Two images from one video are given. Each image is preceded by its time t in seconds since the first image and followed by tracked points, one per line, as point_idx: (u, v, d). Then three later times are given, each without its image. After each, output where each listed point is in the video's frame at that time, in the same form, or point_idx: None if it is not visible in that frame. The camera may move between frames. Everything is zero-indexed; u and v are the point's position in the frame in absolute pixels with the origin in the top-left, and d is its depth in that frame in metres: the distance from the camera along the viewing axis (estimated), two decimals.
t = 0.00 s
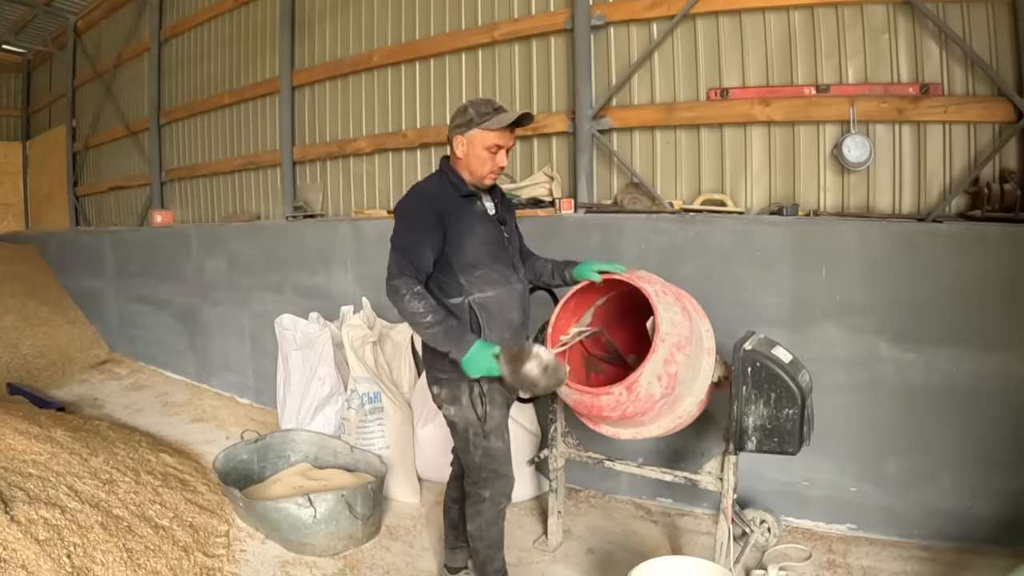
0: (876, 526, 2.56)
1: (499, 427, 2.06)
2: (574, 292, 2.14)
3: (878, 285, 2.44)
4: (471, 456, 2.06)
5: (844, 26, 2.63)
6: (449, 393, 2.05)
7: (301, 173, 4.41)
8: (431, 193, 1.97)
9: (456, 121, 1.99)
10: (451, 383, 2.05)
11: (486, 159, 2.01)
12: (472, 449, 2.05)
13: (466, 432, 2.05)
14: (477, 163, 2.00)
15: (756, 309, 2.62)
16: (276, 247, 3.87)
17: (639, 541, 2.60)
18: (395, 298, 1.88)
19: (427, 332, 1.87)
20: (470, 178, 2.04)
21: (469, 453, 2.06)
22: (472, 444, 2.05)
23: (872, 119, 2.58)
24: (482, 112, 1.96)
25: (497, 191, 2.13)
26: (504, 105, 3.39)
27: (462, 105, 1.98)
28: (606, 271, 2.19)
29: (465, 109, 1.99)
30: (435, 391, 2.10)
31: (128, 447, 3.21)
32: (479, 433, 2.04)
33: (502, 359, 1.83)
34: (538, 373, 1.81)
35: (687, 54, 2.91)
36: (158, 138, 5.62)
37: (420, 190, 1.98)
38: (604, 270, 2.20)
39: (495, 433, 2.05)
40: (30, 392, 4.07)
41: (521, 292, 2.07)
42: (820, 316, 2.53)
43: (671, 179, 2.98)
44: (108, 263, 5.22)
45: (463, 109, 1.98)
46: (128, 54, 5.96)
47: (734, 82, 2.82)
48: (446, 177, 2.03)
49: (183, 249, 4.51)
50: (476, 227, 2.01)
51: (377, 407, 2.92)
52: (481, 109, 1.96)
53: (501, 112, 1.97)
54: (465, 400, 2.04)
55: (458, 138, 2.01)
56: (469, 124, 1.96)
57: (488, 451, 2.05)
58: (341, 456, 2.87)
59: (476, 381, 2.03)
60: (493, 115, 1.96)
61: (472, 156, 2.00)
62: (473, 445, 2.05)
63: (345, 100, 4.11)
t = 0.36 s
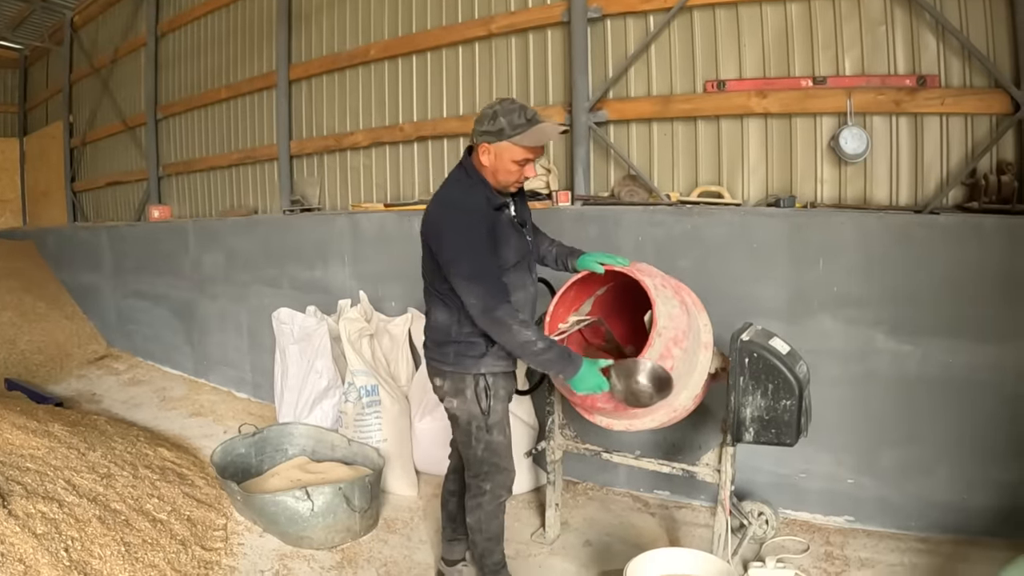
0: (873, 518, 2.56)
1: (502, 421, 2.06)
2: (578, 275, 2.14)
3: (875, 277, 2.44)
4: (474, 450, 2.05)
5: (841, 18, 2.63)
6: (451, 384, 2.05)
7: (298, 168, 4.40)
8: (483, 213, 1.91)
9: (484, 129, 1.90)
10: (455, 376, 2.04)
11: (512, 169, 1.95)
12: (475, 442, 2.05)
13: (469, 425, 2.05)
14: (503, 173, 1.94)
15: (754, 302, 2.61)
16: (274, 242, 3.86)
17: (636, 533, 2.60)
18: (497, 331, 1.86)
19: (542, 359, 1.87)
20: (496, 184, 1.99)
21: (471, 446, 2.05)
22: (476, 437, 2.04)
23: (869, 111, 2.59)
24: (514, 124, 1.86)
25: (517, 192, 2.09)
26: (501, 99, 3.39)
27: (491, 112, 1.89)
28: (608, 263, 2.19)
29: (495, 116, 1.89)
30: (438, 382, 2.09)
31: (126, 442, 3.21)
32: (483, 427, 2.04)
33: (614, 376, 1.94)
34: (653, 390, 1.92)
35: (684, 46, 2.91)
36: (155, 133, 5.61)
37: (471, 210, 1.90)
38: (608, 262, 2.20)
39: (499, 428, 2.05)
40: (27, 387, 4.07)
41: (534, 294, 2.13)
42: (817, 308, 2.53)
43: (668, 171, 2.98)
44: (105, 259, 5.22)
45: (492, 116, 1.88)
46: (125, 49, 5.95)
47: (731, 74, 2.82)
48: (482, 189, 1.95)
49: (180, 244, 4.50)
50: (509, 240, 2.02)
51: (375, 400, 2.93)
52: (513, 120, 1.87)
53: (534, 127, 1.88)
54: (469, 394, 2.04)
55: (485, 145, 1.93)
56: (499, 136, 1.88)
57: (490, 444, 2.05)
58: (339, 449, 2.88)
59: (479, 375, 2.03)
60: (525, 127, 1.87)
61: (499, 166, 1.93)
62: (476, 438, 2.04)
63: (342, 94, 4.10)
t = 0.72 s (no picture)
0: (879, 515, 2.55)
1: (511, 417, 2.07)
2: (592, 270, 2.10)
3: (882, 274, 2.43)
4: (483, 446, 2.05)
5: (849, 14, 2.62)
6: (458, 380, 2.04)
7: (302, 164, 4.40)
8: (518, 218, 1.87)
9: (520, 139, 1.85)
10: (467, 372, 2.03)
11: (544, 181, 1.91)
12: (484, 439, 2.04)
13: (478, 420, 2.04)
14: (535, 183, 1.91)
15: (761, 298, 2.61)
16: (278, 238, 3.86)
17: (642, 530, 2.59)
18: (519, 341, 1.86)
19: (555, 368, 1.91)
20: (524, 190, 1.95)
21: (481, 443, 2.05)
22: (485, 433, 2.04)
23: (877, 107, 2.58)
24: (552, 138, 1.82)
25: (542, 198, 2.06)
26: (507, 95, 3.38)
27: (529, 123, 1.84)
28: (628, 259, 2.12)
29: (533, 128, 1.84)
30: (445, 378, 2.07)
31: (130, 438, 3.20)
32: (493, 423, 2.04)
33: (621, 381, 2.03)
34: (658, 393, 2.01)
35: (691, 43, 2.90)
36: (159, 129, 5.61)
37: (508, 214, 1.86)
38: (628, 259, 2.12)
39: (508, 424, 2.06)
40: (31, 384, 4.07)
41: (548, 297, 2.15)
42: (824, 304, 2.52)
43: (674, 167, 2.97)
44: (108, 255, 5.21)
45: (530, 128, 1.83)
46: (128, 46, 5.94)
47: (738, 70, 2.81)
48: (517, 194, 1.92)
49: (184, 241, 4.50)
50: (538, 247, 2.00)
51: (381, 397, 2.92)
52: (551, 133, 1.82)
53: (572, 143, 1.83)
54: (481, 390, 2.03)
55: (518, 154, 1.88)
56: (535, 149, 1.83)
57: (499, 441, 2.05)
58: (344, 446, 2.87)
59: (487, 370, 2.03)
60: (564, 142, 1.83)
61: (531, 177, 1.89)
62: (485, 435, 2.04)
63: (347, 90, 4.10)
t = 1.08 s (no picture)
0: (883, 508, 2.54)
1: (503, 411, 2.06)
2: (610, 257, 2.09)
3: (884, 265, 2.42)
4: (475, 441, 2.04)
5: (848, 4, 2.60)
6: (455, 375, 2.04)
7: (302, 161, 4.40)
8: (501, 214, 1.87)
9: (505, 133, 1.84)
10: (456, 367, 2.03)
11: (533, 175, 1.90)
12: (475, 433, 2.04)
13: (468, 416, 2.04)
14: (523, 177, 1.90)
15: (761, 291, 2.60)
16: (278, 236, 3.85)
17: (644, 525, 2.58)
18: (488, 331, 1.88)
19: (525, 355, 1.91)
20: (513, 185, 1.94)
21: (472, 437, 2.04)
22: (476, 428, 2.04)
23: (877, 98, 2.56)
24: (537, 131, 1.81)
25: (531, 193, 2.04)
26: (506, 89, 3.37)
27: (514, 117, 1.83)
28: (652, 264, 2.05)
29: (518, 122, 1.83)
30: (437, 372, 2.07)
31: (132, 437, 3.20)
32: (484, 418, 2.04)
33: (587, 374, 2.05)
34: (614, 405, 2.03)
35: (690, 35, 2.89)
36: (159, 128, 5.61)
37: (491, 209, 1.85)
38: (653, 263, 2.05)
39: (499, 418, 2.05)
40: (33, 384, 4.07)
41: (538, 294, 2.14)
42: (825, 296, 2.51)
43: (674, 160, 2.96)
44: (109, 254, 5.22)
45: (515, 121, 1.83)
46: (127, 45, 5.94)
47: (737, 62, 2.80)
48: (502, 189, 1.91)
49: (184, 239, 4.50)
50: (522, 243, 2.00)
51: (381, 393, 2.92)
52: (536, 127, 1.81)
53: (557, 136, 1.82)
54: (470, 384, 2.03)
55: (505, 149, 1.88)
56: (521, 143, 1.83)
57: (490, 435, 2.04)
58: (345, 443, 2.86)
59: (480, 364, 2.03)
60: (549, 135, 1.82)
61: (519, 171, 1.89)
62: (477, 430, 2.04)
63: (346, 87, 4.09)
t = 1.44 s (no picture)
0: (883, 509, 2.54)
1: (499, 414, 2.06)
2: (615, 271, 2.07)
3: (884, 265, 2.42)
4: (472, 443, 2.05)
5: (847, 5, 2.60)
6: (453, 377, 2.04)
7: (302, 163, 4.40)
8: (491, 220, 1.87)
9: (499, 144, 1.84)
10: (454, 369, 2.03)
11: (527, 185, 1.90)
12: (472, 435, 2.04)
13: (466, 418, 2.04)
14: (517, 187, 1.90)
15: (761, 291, 2.60)
16: (278, 237, 3.86)
17: (645, 526, 2.58)
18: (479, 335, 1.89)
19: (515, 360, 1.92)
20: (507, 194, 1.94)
21: (469, 439, 2.05)
22: (473, 430, 2.04)
23: (876, 99, 2.56)
24: (531, 143, 1.81)
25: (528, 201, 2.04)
26: (506, 90, 3.38)
27: (508, 128, 1.83)
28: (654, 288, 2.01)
29: (512, 132, 1.82)
30: (435, 374, 2.07)
31: (133, 438, 3.20)
32: (481, 420, 2.04)
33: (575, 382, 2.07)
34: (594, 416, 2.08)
35: (689, 36, 2.89)
36: (159, 130, 5.62)
37: (481, 215, 1.86)
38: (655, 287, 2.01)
39: (496, 420, 2.05)
40: (34, 386, 4.08)
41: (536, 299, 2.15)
42: (825, 297, 2.51)
43: (674, 161, 2.96)
44: (110, 256, 5.22)
45: (509, 132, 1.82)
46: (128, 47, 5.95)
47: (737, 63, 2.80)
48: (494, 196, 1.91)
49: (185, 241, 4.51)
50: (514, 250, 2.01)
51: (382, 394, 2.92)
52: (530, 139, 1.81)
53: (552, 148, 1.82)
54: (468, 386, 2.03)
55: (499, 160, 1.87)
56: (514, 154, 1.83)
57: (488, 437, 2.04)
58: (346, 444, 2.87)
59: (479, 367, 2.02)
60: (543, 147, 1.81)
61: (514, 181, 1.89)
62: (473, 432, 2.04)
63: (346, 88, 4.10)
